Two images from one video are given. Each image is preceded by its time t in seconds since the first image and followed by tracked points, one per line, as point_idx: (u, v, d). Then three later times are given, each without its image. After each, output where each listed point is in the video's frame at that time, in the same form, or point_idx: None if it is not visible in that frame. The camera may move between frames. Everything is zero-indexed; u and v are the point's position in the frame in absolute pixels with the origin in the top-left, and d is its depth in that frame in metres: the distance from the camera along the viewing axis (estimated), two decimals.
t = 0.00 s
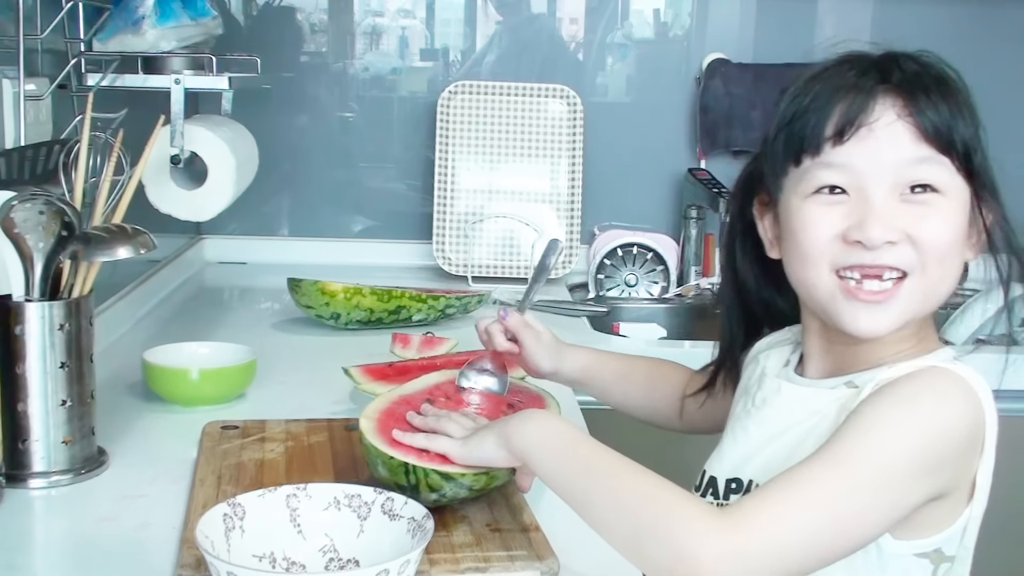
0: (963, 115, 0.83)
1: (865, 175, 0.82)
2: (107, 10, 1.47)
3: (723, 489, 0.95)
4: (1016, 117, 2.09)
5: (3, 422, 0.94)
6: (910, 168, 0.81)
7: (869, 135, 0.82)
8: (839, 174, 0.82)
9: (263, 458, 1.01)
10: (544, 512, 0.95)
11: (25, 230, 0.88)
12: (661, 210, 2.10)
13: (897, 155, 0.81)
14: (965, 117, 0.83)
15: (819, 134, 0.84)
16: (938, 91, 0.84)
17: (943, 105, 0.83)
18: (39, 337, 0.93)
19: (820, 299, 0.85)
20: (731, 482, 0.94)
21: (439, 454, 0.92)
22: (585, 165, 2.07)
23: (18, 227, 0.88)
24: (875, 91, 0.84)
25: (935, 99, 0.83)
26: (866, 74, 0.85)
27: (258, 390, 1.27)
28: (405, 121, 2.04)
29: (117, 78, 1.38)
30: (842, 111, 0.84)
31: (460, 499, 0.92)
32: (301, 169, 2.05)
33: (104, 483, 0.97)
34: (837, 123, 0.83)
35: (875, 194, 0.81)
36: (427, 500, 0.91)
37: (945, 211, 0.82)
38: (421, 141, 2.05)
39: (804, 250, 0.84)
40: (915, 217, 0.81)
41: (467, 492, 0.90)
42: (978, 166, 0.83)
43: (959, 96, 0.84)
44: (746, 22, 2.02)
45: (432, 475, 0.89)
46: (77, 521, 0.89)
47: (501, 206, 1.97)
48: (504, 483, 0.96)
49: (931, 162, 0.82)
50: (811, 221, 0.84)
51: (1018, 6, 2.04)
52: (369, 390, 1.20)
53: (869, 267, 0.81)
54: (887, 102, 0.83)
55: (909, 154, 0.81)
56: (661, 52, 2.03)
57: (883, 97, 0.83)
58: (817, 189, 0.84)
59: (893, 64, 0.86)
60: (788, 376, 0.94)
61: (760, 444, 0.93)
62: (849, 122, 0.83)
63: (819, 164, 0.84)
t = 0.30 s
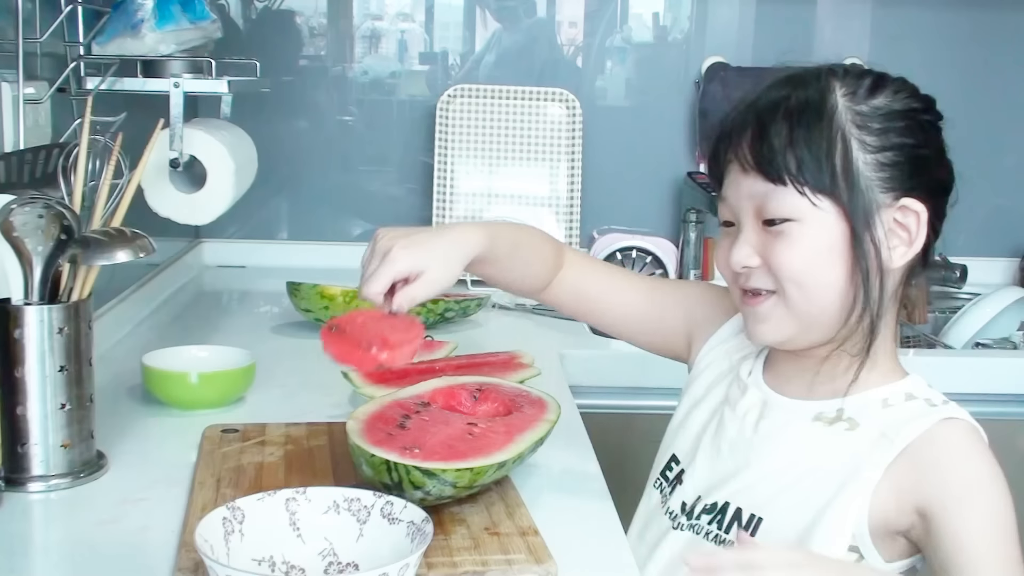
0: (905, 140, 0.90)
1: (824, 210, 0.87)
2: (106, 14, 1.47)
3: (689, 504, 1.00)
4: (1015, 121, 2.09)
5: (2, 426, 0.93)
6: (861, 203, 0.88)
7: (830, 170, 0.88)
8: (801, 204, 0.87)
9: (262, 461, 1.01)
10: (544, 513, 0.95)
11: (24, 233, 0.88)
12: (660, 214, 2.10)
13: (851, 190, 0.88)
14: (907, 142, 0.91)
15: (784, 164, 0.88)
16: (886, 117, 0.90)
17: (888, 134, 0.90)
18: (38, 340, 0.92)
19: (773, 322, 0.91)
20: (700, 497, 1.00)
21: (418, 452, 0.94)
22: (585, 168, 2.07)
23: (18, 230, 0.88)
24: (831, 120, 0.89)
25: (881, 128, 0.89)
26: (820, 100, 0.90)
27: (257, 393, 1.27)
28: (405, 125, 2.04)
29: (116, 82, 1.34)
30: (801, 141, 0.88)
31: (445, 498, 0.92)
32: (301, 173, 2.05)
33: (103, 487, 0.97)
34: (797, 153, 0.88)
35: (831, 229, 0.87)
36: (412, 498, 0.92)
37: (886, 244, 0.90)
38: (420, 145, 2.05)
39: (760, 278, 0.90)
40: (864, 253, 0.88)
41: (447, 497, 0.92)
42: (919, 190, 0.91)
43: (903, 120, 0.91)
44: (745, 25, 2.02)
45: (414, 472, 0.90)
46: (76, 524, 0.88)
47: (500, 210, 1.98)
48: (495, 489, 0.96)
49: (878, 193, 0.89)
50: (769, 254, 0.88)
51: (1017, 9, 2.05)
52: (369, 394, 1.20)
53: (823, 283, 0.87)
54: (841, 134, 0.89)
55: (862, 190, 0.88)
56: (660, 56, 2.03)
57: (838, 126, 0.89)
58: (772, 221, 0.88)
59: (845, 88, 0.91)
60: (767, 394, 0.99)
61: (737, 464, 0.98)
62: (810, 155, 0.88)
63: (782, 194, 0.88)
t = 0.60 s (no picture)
0: (903, 138, 0.91)
1: (830, 212, 0.87)
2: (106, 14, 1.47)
3: (716, 509, 0.97)
4: (1015, 121, 2.09)
5: (2, 426, 0.93)
6: (867, 202, 0.88)
7: (833, 170, 0.87)
8: (804, 207, 0.87)
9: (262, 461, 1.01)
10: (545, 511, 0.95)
11: (24, 233, 0.88)
12: (660, 214, 2.10)
13: (856, 191, 0.88)
14: (905, 140, 0.91)
15: (785, 168, 0.87)
16: (883, 116, 0.90)
17: (886, 133, 0.90)
18: (38, 340, 0.92)
19: (781, 327, 0.91)
20: (729, 503, 0.97)
21: (417, 452, 0.94)
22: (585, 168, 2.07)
23: (18, 230, 0.88)
24: (831, 120, 0.89)
25: (879, 127, 0.90)
26: (818, 100, 0.90)
27: (257, 394, 1.27)
28: (405, 125, 2.04)
29: (116, 82, 1.34)
30: (802, 142, 0.88)
31: (444, 498, 0.92)
32: (301, 173, 2.05)
33: (103, 486, 0.97)
34: (799, 155, 0.87)
35: (838, 232, 0.87)
36: (411, 498, 0.92)
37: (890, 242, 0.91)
38: (420, 145, 2.05)
39: (768, 283, 0.89)
40: (872, 255, 0.88)
41: (446, 496, 0.92)
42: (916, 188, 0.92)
43: (900, 118, 0.91)
44: (746, 25, 2.02)
45: (414, 472, 0.90)
46: (77, 524, 0.88)
47: (500, 210, 1.98)
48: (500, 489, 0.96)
49: (881, 192, 0.90)
50: (778, 258, 0.87)
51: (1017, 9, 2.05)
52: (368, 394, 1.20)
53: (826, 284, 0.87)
54: (842, 135, 0.89)
55: (866, 190, 0.88)
56: (660, 56, 2.03)
57: (838, 126, 0.89)
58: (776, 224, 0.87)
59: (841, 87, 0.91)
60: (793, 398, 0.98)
61: (765, 471, 0.96)
62: (813, 157, 0.87)
63: (786, 198, 0.87)
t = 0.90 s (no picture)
0: (883, 136, 0.91)
1: (817, 217, 0.87)
2: (106, 14, 1.47)
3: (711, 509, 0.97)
4: (1016, 121, 2.09)
5: (2, 426, 0.93)
6: (852, 204, 0.88)
7: (817, 175, 0.87)
8: (790, 215, 0.87)
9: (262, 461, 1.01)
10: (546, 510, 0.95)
11: (24, 233, 0.88)
12: (660, 214, 2.10)
13: (841, 193, 0.88)
14: (885, 138, 0.91)
15: (769, 177, 0.87)
16: (862, 115, 0.91)
17: (867, 132, 0.90)
18: (38, 340, 0.92)
19: (773, 334, 0.91)
20: (723, 504, 0.97)
21: (416, 451, 0.94)
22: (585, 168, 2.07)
23: (18, 230, 0.88)
24: (810, 125, 0.89)
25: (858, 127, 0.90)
26: (796, 105, 0.90)
27: (257, 394, 1.27)
28: (404, 124, 2.04)
29: (117, 82, 1.34)
30: (783, 149, 0.88)
31: (444, 498, 0.92)
32: (301, 173, 2.05)
33: (103, 486, 0.97)
34: (781, 163, 0.87)
35: (825, 236, 0.87)
36: (411, 498, 0.92)
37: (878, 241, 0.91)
38: (421, 145, 2.05)
39: (758, 291, 0.89)
40: (860, 257, 0.88)
41: (446, 496, 0.92)
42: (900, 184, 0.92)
43: (879, 117, 0.92)
44: (746, 25, 2.02)
45: (414, 473, 0.90)
46: (77, 524, 0.88)
47: (500, 210, 1.98)
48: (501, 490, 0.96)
49: (866, 193, 0.90)
50: (767, 266, 0.87)
51: (1018, 9, 2.05)
52: (369, 394, 1.20)
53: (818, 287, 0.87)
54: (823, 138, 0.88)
55: (850, 192, 0.89)
56: (660, 56, 2.03)
57: (819, 130, 0.89)
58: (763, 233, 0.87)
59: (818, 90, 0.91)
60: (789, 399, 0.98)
61: (760, 472, 0.96)
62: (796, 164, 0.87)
63: (771, 207, 0.87)
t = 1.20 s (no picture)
0: (849, 143, 0.89)
1: (765, 225, 0.88)
2: (106, 14, 1.47)
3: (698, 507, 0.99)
4: (1015, 121, 2.09)
5: (2, 426, 0.93)
6: (802, 212, 0.88)
7: (766, 183, 0.87)
8: (743, 222, 0.88)
9: (262, 461, 1.01)
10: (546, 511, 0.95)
11: (24, 233, 0.88)
12: (660, 214, 2.10)
13: (791, 203, 0.87)
14: (852, 144, 0.89)
15: (723, 185, 0.88)
16: (826, 121, 0.89)
17: (829, 139, 0.88)
18: (38, 340, 0.92)
19: (740, 335, 0.94)
20: (694, 492, 1.01)
21: (415, 451, 0.94)
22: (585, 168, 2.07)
23: (18, 230, 0.88)
24: (768, 130, 0.88)
25: (819, 133, 0.88)
26: (759, 109, 0.89)
27: (257, 393, 1.27)
28: (404, 124, 2.04)
29: (117, 82, 1.34)
30: (736, 158, 0.88)
31: (444, 498, 0.92)
32: (301, 173, 2.05)
33: (103, 487, 0.97)
34: (735, 172, 0.88)
35: (775, 245, 0.88)
36: (412, 498, 0.92)
37: (835, 251, 0.90)
38: (420, 145, 2.05)
39: (721, 292, 0.92)
40: (807, 268, 0.88)
41: (445, 496, 0.92)
42: (867, 194, 0.90)
43: (847, 123, 0.89)
44: (746, 25, 2.02)
45: (414, 473, 0.90)
46: (77, 524, 0.88)
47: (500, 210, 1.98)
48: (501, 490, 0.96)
49: (821, 202, 0.89)
50: (724, 270, 0.90)
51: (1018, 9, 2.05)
52: (369, 394, 1.20)
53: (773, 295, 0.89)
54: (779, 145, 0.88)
55: (803, 201, 0.88)
56: (660, 56, 2.03)
57: (775, 137, 0.88)
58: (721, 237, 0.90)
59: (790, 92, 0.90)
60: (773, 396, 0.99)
61: (735, 464, 0.99)
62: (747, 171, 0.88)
63: (727, 213, 0.89)
